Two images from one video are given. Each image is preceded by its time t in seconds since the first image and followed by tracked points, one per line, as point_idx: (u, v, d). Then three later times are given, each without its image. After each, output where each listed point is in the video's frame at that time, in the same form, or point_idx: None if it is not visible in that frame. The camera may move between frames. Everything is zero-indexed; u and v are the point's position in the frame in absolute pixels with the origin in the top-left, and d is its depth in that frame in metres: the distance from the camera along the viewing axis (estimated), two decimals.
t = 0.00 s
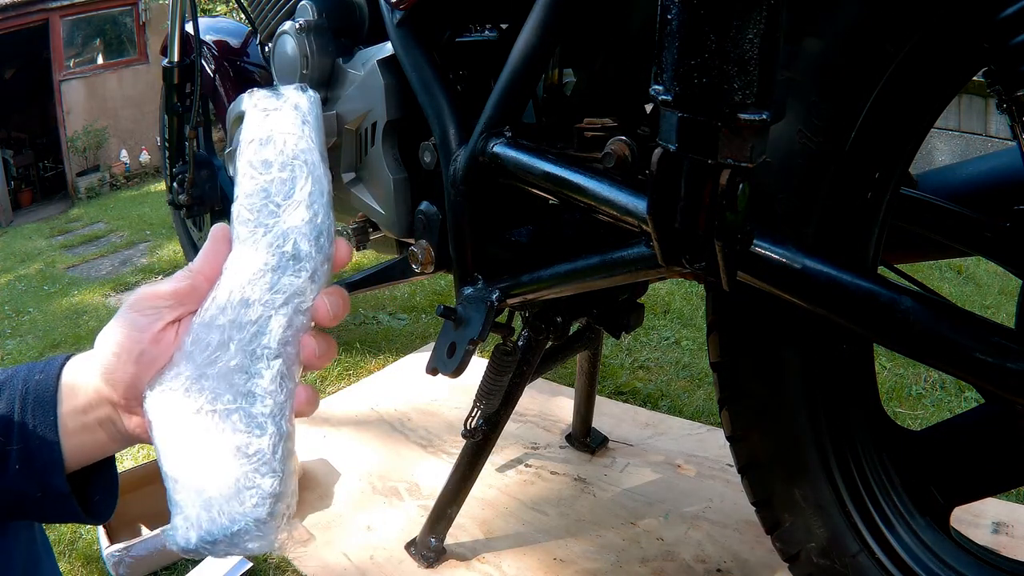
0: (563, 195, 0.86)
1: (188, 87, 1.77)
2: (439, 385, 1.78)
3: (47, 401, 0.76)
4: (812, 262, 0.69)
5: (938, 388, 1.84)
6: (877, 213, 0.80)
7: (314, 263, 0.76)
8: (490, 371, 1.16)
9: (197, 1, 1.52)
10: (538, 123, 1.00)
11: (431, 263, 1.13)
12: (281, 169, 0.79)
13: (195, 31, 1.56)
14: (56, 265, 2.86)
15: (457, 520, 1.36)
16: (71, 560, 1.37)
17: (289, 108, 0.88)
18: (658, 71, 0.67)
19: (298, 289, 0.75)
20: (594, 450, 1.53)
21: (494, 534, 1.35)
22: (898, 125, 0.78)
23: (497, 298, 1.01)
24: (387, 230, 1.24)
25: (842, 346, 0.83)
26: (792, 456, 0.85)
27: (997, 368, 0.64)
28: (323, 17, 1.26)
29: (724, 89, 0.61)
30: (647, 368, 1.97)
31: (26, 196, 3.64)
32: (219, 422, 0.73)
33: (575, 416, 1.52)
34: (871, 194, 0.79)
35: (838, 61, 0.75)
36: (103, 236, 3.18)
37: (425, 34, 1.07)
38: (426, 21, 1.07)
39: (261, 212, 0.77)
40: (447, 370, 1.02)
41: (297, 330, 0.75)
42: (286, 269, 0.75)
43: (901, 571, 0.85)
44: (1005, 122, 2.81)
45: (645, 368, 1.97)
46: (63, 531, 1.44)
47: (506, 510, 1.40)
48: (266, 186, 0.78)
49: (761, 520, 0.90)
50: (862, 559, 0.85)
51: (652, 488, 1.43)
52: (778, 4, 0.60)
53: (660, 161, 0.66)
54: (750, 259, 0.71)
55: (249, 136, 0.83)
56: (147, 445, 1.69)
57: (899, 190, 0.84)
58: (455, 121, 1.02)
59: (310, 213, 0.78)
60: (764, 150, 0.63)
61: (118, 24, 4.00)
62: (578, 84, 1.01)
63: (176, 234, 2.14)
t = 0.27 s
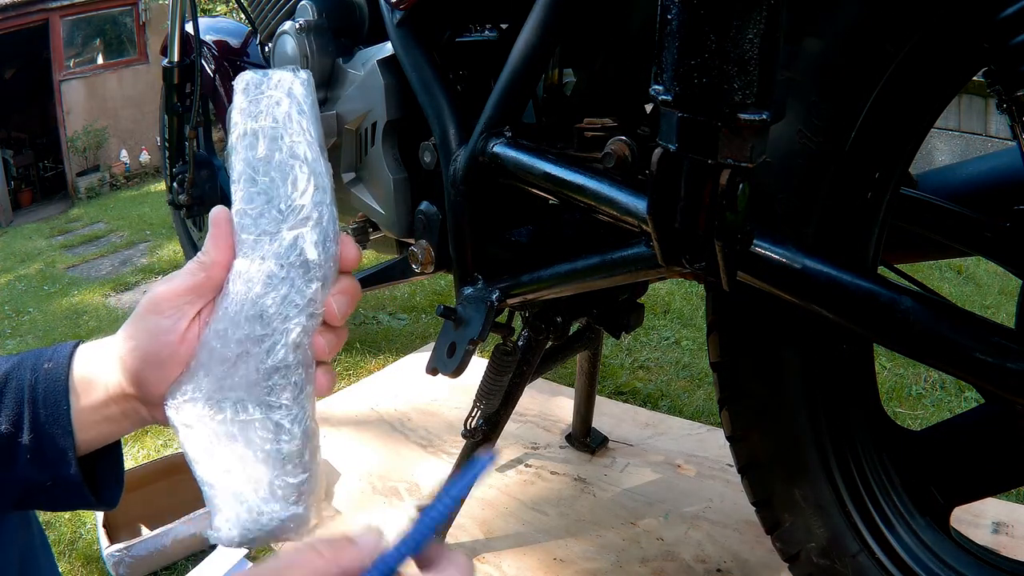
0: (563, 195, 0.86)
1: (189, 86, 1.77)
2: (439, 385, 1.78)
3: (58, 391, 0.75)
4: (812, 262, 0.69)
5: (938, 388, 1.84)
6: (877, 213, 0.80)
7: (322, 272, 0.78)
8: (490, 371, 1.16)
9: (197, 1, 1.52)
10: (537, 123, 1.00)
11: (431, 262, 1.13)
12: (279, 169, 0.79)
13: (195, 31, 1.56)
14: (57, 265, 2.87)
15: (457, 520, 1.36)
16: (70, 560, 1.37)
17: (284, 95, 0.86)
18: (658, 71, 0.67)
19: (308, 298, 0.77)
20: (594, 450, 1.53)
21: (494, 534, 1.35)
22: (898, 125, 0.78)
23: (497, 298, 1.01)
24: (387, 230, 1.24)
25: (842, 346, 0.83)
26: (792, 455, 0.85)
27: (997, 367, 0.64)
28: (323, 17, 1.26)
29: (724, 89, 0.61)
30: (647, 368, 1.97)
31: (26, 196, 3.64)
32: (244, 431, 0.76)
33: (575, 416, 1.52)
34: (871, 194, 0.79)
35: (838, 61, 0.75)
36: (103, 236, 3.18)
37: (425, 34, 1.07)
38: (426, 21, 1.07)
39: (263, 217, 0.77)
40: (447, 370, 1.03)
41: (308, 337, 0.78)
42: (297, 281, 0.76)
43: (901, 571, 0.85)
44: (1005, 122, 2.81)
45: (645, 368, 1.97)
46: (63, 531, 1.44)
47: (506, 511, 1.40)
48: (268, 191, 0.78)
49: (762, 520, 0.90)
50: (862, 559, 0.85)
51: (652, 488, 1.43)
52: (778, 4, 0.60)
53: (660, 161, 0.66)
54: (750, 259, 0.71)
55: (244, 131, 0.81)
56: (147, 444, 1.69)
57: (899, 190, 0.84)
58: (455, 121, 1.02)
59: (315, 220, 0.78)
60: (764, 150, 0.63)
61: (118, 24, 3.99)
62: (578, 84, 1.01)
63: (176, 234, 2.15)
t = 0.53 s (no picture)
0: (563, 195, 0.86)
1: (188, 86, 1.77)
2: (439, 385, 1.78)
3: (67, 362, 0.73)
4: (812, 262, 0.69)
5: (938, 388, 1.84)
6: (877, 213, 0.80)
7: (343, 260, 0.64)
8: (490, 371, 1.17)
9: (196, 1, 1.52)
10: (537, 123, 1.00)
11: (431, 262, 1.13)
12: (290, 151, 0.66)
13: (195, 31, 1.56)
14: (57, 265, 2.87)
15: (457, 520, 1.36)
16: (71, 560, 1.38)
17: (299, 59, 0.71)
18: (658, 71, 0.67)
19: (326, 289, 0.63)
20: (594, 450, 1.53)
21: (494, 534, 1.35)
22: (897, 125, 0.78)
23: (497, 298, 1.01)
24: (387, 230, 1.24)
25: (842, 346, 0.83)
26: (792, 456, 0.85)
27: (997, 367, 0.64)
28: (323, 17, 1.24)
29: (724, 89, 0.61)
30: (647, 368, 1.97)
31: (26, 197, 3.64)
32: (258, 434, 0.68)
33: (575, 416, 1.52)
34: (871, 194, 0.79)
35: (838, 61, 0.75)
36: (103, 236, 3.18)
37: (425, 34, 1.07)
38: (426, 20, 1.07)
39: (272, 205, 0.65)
40: (447, 370, 1.03)
41: (318, 339, 0.63)
42: (312, 274, 0.63)
43: (901, 571, 0.85)
44: (1005, 122, 2.81)
45: (645, 368, 1.97)
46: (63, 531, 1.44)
47: (506, 510, 1.40)
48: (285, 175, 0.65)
49: (761, 520, 0.90)
50: (862, 558, 0.85)
51: (652, 488, 1.43)
52: (778, 4, 0.60)
53: (660, 161, 0.66)
54: (750, 259, 0.71)
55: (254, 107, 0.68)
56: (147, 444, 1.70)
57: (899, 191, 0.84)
58: (455, 121, 1.02)
59: (335, 204, 0.65)
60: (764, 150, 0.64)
61: (116, 23, 3.86)
62: (578, 84, 1.01)
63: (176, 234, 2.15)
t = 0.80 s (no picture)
0: (563, 195, 0.86)
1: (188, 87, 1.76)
2: (439, 385, 1.78)
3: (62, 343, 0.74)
4: (812, 262, 0.69)
5: (938, 388, 1.84)
6: (877, 212, 0.80)
7: (350, 241, 0.69)
8: (490, 371, 1.16)
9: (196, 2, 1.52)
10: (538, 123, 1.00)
11: (431, 263, 1.13)
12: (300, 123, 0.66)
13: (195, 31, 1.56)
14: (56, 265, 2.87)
15: (457, 520, 1.36)
16: (71, 560, 1.38)
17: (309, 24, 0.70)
18: (658, 71, 0.67)
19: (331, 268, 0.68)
20: (594, 450, 1.53)
21: (494, 534, 1.35)
22: (898, 125, 0.78)
23: (497, 298, 1.01)
24: (387, 230, 1.24)
25: (842, 346, 0.83)
26: (792, 456, 0.85)
27: (997, 368, 0.64)
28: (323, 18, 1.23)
29: (724, 89, 0.61)
30: (647, 368, 1.97)
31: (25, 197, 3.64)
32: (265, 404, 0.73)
33: (575, 416, 1.52)
34: (871, 194, 0.79)
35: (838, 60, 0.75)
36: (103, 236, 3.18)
37: (425, 34, 1.07)
38: (425, 20, 1.07)
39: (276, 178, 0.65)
40: (447, 370, 1.03)
41: (324, 319, 0.69)
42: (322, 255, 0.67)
43: (901, 571, 0.85)
44: (1005, 122, 2.81)
45: (645, 369, 1.97)
46: (64, 531, 1.44)
47: (506, 511, 1.40)
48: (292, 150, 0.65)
49: (761, 519, 0.90)
50: (862, 558, 0.85)
51: (653, 488, 1.44)
52: (778, 3, 0.60)
53: (660, 161, 0.66)
54: (750, 259, 0.71)
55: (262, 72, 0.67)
56: (147, 445, 1.70)
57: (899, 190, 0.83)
58: (455, 121, 1.02)
59: (344, 183, 0.67)
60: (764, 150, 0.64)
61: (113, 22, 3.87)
62: (578, 84, 1.01)
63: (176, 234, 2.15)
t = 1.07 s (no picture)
0: (563, 195, 0.86)
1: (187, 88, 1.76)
2: (439, 385, 1.78)
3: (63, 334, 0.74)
4: (812, 262, 0.69)
5: (938, 388, 1.84)
6: (877, 212, 0.80)
7: (343, 220, 0.71)
8: (490, 371, 1.16)
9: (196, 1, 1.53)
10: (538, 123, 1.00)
11: (431, 262, 1.13)
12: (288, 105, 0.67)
13: (195, 31, 1.56)
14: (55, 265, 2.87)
15: (457, 520, 1.36)
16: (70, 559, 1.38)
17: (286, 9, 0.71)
18: (658, 70, 0.67)
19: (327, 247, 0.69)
20: (594, 450, 1.53)
21: (494, 534, 1.35)
22: (898, 125, 0.78)
23: (497, 298, 1.01)
24: (387, 230, 1.24)
25: (842, 346, 0.83)
26: (792, 456, 0.85)
27: (996, 367, 0.64)
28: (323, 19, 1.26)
29: (724, 89, 0.61)
30: (647, 368, 1.97)
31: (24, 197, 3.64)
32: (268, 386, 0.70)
33: (575, 416, 1.52)
34: (871, 194, 0.79)
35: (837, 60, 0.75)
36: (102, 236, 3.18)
37: (425, 34, 1.07)
38: (425, 20, 1.07)
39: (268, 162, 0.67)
40: (447, 370, 1.03)
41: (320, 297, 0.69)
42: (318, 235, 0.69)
43: (901, 571, 0.85)
44: (1004, 122, 2.81)
45: (645, 368, 1.97)
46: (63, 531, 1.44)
47: (506, 510, 1.40)
48: (268, 139, 0.67)
49: (762, 520, 0.90)
50: (862, 558, 0.85)
51: (653, 488, 1.43)
52: (778, 4, 0.60)
53: (660, 161, 0.66)
54: (750, 259, 0.71)
55: (245, 59, 0.69)
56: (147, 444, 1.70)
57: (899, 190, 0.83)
58: (455, 121, 1.02)
59: (336, 161, 0.69)
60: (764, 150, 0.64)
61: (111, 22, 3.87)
62: (578, 84, 1.01)
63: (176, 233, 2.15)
